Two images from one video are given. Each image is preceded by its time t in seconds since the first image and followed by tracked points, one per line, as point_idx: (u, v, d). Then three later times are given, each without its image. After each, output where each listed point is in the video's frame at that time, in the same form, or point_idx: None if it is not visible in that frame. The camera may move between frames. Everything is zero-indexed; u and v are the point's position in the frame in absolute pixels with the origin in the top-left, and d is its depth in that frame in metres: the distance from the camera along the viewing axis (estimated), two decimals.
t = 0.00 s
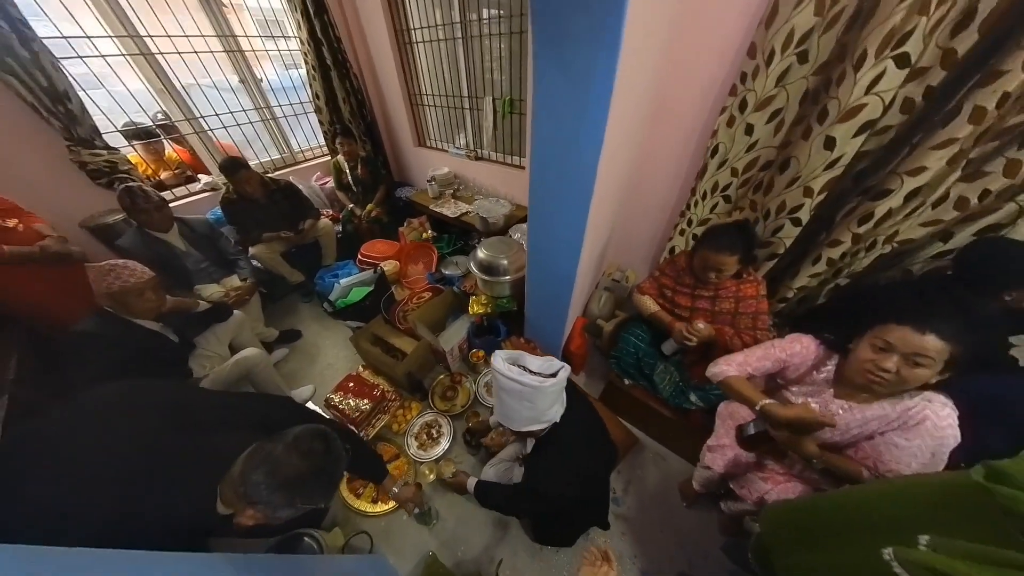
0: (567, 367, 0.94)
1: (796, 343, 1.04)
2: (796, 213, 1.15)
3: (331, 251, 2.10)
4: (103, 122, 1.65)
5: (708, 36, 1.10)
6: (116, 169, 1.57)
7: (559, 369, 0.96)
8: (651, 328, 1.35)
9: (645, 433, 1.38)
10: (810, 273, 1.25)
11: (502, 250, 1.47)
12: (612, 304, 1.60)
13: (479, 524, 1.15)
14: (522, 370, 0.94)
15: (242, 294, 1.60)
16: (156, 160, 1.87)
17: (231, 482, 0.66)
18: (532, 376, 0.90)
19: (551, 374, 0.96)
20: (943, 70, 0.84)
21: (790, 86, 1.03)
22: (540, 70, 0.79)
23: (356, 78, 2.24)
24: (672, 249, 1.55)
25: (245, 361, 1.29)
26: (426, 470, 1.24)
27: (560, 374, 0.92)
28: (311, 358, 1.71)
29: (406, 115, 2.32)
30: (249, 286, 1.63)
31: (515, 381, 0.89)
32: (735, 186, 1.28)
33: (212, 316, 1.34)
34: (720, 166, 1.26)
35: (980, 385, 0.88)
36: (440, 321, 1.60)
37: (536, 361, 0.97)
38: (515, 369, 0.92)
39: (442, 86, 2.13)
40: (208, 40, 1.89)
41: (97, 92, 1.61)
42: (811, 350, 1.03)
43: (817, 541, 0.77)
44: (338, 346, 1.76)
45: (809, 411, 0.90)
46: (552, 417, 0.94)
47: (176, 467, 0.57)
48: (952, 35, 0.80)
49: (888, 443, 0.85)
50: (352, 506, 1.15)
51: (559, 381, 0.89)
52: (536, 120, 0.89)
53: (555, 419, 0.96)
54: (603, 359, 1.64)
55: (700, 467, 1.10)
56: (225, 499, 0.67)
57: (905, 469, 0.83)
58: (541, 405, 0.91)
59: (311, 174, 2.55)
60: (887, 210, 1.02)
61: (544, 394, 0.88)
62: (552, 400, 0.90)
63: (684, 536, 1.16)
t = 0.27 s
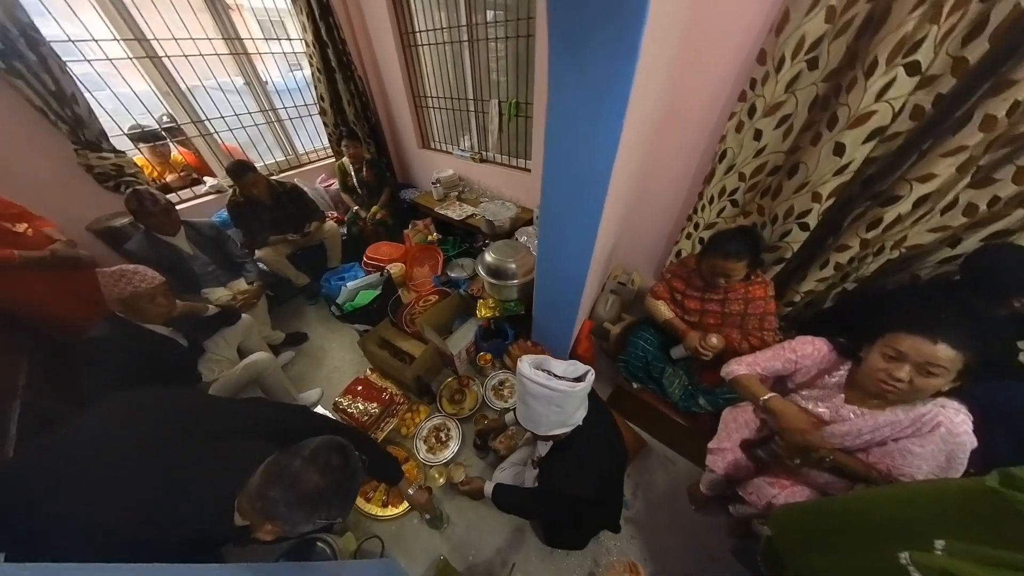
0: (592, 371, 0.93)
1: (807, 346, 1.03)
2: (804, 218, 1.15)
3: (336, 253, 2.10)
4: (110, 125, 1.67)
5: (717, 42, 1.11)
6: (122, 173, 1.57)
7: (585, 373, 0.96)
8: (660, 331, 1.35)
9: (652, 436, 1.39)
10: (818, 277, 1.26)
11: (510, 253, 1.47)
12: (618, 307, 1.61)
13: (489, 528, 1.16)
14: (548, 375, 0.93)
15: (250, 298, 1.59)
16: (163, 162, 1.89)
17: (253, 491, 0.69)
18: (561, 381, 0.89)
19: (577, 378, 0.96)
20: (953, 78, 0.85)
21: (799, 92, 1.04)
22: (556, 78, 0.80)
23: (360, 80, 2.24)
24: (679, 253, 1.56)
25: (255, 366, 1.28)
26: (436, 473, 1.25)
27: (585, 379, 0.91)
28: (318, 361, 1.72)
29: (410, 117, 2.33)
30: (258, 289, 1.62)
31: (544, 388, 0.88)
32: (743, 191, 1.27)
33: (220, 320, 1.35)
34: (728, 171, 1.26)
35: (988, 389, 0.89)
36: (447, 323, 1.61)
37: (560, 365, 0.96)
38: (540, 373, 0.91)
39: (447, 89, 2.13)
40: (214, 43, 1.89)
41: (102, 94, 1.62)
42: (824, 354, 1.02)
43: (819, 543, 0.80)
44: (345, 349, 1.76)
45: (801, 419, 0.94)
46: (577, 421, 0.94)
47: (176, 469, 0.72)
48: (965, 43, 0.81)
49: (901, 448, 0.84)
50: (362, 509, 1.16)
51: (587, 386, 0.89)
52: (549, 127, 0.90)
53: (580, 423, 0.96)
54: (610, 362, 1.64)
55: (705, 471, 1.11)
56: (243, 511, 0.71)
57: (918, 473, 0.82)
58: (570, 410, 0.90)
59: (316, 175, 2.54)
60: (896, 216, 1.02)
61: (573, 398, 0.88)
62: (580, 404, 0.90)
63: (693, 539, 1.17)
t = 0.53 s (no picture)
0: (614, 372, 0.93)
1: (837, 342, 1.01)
2: (816, 218, 1.14)
3: (340, 253, 2.08)
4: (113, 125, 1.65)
5: (730, 41, 1.10)
6: (126, 173, 1.55)
7: (606, 372, 0.95)
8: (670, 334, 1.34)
9: (662, 439, 1.37)
10: (828, 279, 1.25)
11: (517, 254, 1.46)
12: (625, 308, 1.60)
13: (498, 532, 1.14)
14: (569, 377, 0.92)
15: (253, 298, 1.57)
16: (165, 161, 1.85)
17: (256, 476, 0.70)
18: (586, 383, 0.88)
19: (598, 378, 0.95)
20: (973, 77, 0.82)
21: (813, 91, 1.02)
22: (572, 77, 0.79)
23: (364, 79, 2.22)
24: (687, 253, 1.55)
25: (261, 368, 1.26)
26: (443, 476, 1.24)
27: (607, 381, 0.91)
28: (322, 362, 1.70)
29: (414, 116, 2.31)
30: (259, 291, 1.60)
31: (568, 390, 0.87)
32: (752, 191, 1.26)
33: (224, 322, 1.33)
34: (738, 171, 1.25)
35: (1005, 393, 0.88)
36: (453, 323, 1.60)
37: (580, 366, 0.95)
38: (563, 374, 0.90)
39: (451, 88, 2.11)
40: (217, 42, 1.87)
41: (104, 93, 1.61)
42: (854, 351, 1.01)
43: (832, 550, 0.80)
44: (350, 350, 1.75)
45: (819, 421, 0.95)
46: (596, 421, 0.94)
47: (178, 470, 0.70)
48: (985, 40, 0.79)
49: (920, 445, 0.83)
50: (370, 513, 1.14)
51: (611, 387, 0.88)
52: (563, 125, 0.89)
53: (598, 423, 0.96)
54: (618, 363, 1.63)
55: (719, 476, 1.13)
56: (248, 518, 0.69)
57: (936, 471, 0.82)
58: (592, 410, 0.90)
59: (319, 174, 2.51)
60: (910, 216, 1.01)
61: (599, 400, 0.88)
62: (603, 403, 0.90)
63: (703, 543, 1.16)
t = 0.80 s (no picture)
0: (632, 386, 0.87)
1: (882, 347, 0.97)
2: (836, 219, 1.09)
3: (339, 254, 2.03)
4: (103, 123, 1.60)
5: (747, 33, 1.05)
6: (116, 171, 1.49)
7: (624, 386, 0.89)
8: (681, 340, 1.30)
9: (673, 447, 1.33)
10: (847, 281, 1.20)
11: (522, 255, 1.40)
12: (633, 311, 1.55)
13: (504, 548, 1.09)
14: (583, 390, 0.87)
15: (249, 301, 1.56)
16: (158, 160, 1.80)
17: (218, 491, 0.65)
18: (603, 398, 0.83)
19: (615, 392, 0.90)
20: (1014, 67, 0.77)
21: (836, 85, 0.97)
22: (582, 68, 0.74)
23: (363, 76, 2.17)
24: (697, 255, 1.50)
25: (256, 375, 1.20)
26: (446, 488, 1.19)
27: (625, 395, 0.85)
28: (320, 367, 1.65)
29: (414, 114, 2.25)
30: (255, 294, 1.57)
31: (583, 404, 0.82)
32: (767, 190, 1.21)
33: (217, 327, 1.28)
34: (753, 169, 1.20)
35: None
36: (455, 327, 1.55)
37: (595, 378, 0.90)
38: (576, 388, 0.85)
39: (452, 85, 2.06)
40: (212, 36, 1.81)
41: (96, 91, 1.55)
42: (898, 358, 0.96)
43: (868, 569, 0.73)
44: (348, 355, 1.70)
45: (861, 431, 0.91)
46: (613, 437, 0.89)
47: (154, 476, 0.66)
48: None
49: (966, 456, 0.78)
50: (369, 528, 1.09)
51: (628, 403, 0.82)
52: (574, 120, 0.83)
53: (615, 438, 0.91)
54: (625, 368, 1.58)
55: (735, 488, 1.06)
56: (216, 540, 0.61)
57: (983, 488, 0.75)
58: (607, 426, 0.85)
59: (316, 174, 2.48)
60: (940, 216, 0.96)
61: (616, 416, 0.82)
62: (621, 419, 0.85)
63: (719, 559, 1.11)
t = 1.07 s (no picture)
0: (644, 401, 0.76)
1: (958, 348, 0.88)
2: (867, 210, 0.98)
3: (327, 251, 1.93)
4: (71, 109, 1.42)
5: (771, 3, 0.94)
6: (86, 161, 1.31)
7: (635, 402, 0.79)
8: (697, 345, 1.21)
9: (684, 460, 1.22)
10: (878, 280, 1.09)
11: (521, 251, 1.30)
12: (640, 312, 1.45)
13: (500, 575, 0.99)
14: (587, 404, 0.77)
15: (226, 301, 1.48)
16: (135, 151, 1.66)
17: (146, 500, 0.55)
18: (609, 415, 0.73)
19: (624, 407, 0.80)
20: None
21: (873, 59, 0.87)
22: (593, 29, 0.64)
23: (355, 66, 2.07)
24: (709, 252, 1.40)
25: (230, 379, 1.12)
26: (437, 509, 1.09)
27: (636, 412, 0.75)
28: (305, 372, 1.54)
29: (409, 106, 2.15)
30: (234, 293, 1.51)
31: (587, 421, 0.72)
32: (789, 180, 1.10)
33: (188, 329, 1.17)
34: (774, 157, 1.09)
35: None
36: (450, 330, 1.44)
37: (601, 391, 0.80)
38: (579, 402, 0.75)
39: (448, 74, 1.96)
40: (194, 20, 1.73)
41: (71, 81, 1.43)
42: (978, 362, 0.88)
43: None
44: (336, 358, 1.59)
45: (927, 442, 0.79)
46: (621, 459, 0.78)
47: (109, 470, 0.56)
48: None
49: None
50: (351, 553, 1.01)
51: (640, 422, 0.72)
52: (580, 94, 0.73)
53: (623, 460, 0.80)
54: (632, 373, 1.48)
55: (761, 510, 0.95)
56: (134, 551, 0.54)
57: None
58: (614, 448, 0.74)
59: (306, 169, 2.38)
60: (992, 205, 0.85)
61: (625, 436, 0.71)
62: (631, 439, 0.74)
63: None
